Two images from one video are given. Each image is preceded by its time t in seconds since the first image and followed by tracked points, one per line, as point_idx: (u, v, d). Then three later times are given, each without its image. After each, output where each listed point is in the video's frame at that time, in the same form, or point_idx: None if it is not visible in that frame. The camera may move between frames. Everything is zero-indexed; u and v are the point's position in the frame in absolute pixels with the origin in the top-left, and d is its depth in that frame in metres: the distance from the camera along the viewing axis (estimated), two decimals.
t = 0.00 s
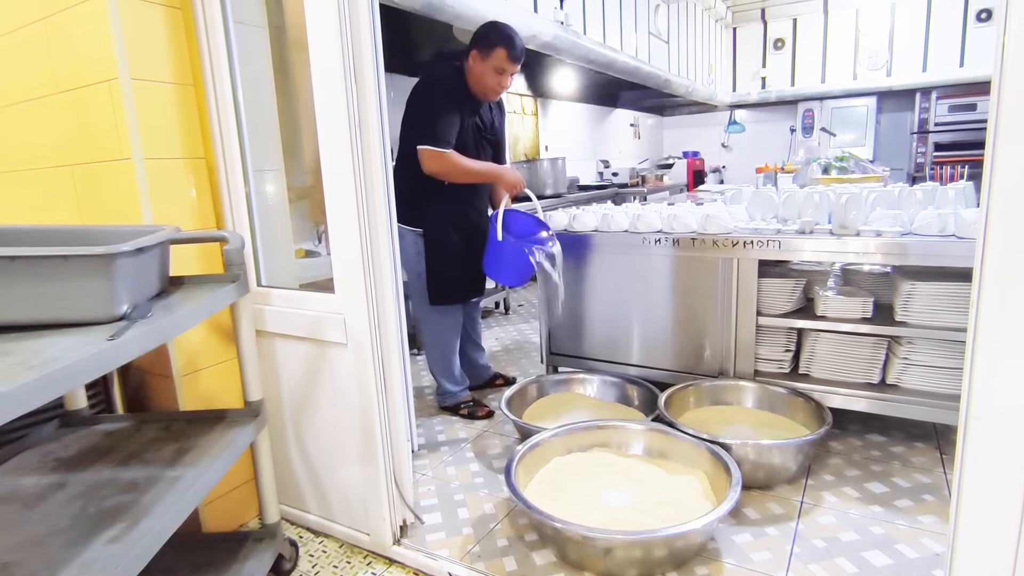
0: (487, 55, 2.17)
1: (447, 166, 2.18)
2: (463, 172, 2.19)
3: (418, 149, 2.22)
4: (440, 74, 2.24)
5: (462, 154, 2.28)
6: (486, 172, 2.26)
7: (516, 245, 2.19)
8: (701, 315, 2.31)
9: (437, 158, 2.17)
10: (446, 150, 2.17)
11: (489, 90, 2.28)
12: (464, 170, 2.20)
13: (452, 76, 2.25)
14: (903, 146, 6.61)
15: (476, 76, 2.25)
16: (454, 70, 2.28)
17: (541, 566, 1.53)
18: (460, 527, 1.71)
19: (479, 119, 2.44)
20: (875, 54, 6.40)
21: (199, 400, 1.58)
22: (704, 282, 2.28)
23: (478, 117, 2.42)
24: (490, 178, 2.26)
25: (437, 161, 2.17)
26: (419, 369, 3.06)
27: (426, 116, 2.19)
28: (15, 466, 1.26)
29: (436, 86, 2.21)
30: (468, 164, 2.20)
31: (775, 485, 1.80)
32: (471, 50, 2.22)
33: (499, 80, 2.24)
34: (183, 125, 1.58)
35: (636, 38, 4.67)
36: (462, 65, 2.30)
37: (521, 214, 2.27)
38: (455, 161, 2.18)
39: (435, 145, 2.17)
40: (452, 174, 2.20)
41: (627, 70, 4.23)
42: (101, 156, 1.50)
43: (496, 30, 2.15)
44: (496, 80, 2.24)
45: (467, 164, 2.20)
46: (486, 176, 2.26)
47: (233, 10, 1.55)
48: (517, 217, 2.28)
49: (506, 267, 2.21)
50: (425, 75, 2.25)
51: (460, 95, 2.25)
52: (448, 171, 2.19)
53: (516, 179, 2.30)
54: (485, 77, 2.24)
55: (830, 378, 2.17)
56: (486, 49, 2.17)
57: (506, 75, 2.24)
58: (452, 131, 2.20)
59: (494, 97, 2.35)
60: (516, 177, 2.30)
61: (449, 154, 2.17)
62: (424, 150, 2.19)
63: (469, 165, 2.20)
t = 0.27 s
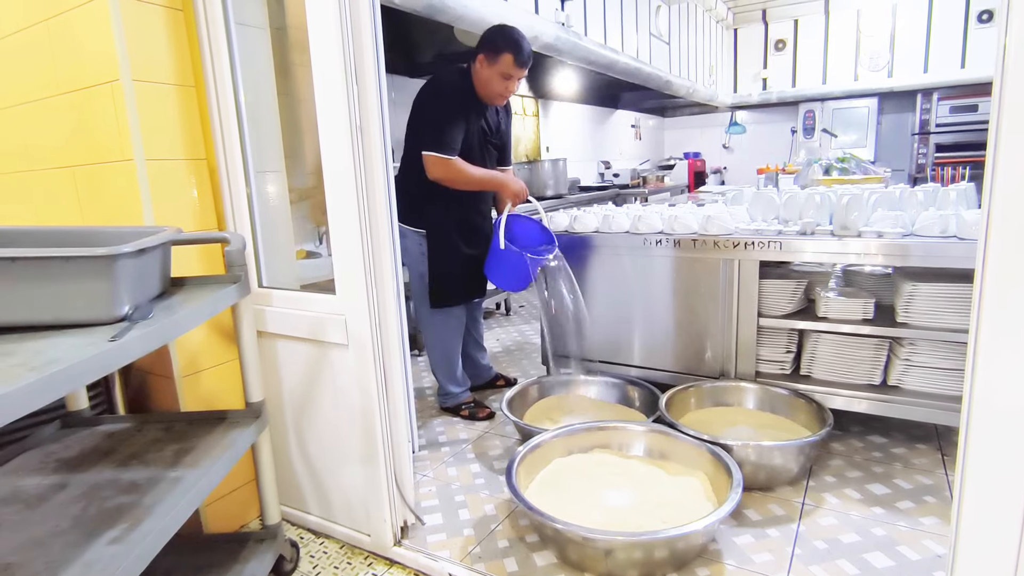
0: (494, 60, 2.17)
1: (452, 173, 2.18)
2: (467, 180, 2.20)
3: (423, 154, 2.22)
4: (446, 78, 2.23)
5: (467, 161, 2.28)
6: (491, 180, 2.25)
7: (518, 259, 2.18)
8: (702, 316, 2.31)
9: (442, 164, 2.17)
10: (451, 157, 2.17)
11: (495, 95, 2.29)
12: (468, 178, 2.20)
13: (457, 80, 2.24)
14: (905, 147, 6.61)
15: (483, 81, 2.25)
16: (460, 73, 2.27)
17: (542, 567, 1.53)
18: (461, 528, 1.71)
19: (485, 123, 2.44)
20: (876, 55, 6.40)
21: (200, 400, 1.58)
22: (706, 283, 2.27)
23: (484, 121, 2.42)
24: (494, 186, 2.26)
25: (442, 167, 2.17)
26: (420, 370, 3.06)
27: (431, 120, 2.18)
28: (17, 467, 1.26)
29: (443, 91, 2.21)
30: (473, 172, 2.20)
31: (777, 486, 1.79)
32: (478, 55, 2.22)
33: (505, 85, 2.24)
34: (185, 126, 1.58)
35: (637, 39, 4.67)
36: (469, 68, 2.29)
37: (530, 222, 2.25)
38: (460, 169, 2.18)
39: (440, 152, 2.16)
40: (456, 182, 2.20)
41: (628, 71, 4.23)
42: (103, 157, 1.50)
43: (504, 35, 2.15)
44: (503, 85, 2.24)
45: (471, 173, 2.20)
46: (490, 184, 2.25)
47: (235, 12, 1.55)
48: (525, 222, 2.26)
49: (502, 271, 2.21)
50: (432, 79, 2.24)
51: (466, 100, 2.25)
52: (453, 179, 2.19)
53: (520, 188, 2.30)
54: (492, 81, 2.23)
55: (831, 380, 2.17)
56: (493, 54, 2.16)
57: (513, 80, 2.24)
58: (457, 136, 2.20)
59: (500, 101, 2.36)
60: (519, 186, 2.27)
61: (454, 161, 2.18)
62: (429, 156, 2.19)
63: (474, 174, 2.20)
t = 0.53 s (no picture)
0: (497, 61, 2.17)
1: (456, 175, 2.18)
2: (470, 182, 2.19)
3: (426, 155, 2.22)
4: (449, 80, 2.24)
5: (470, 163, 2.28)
6: (493, 182, 2.25)
7: (521, 263, 2.17)
8: (702, 317, 2.31)
9: (445, 165, 2.16)
10: (455, 158, 2.17)
11: (498, 96, 2.29)
12: (471, 179, 2.19)
13: (460, 82, 2.24)
14: (905, 148, 6.62)
15: (486, 82, 2.25)
16: (463, 75, 2.27)
17: (542, 568, 1.53)
18: (462, 529, 1.71)
19: (487, 124, 2.44)
20: (876, 56, 6.40)
21: (200, 401, 1.58)
22: (706, 284, 2.27)
23: (487, 123, 2.43)
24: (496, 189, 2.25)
25: (445, 168, 2.17)
26: (420, 371, 3.06)
27: (435, 122, 2.18)
28: (18, 467, 1.26)
29: (447, 92, 2.21)
30: (476, 174, 2.20)
31: (777, 487, 1.79)
32: (480, 56, 2.22)
33: (508, 87, 2.25)
34: (186, 127, 1.59)
35: (637, 40, 4.68)
36: (471, 70, 2.30)
37: (531, 222, 2.29)
38: (465, 170, 2.18)
39: (443, 153, 2.16)
40: (459, 184, 2.20)
41: (629, 72, 4.24)
42: (104, 158, 1.50)
43: (507, 36, 2.15)
44: (506, 87, 2.25)
45: (474, 173, 2.20)
46: (492, 187, 2.25)
47: (236, 14, 1.55)
48: (526, 223, 2.31)
49: (501, 273, 2.20)
50: (435, 81, 2.24)
51: (469, 101, 2.25)
52: (455, 181, 2.19)
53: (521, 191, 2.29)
54: (495, 83, 2.23)
55: (831, 380, 2.17)
56: (496, 56, 2.17)
57: (515, 82, 2.24)
58: (460, 138, 2.20)
59: (503, 103, 2.36)
60: (520, 188, 2.26)
61: (458, 163, 2.18)
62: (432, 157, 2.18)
63: (477, 176, 2.20)
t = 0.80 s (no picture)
0: (496, 61, 2.17)
1: (457, 177, 2.18)
2: (471, 186, 2.20)
3: (426, 156, 2.22)
4: (449, 81, 2.24)
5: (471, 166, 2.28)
6: (494, 186, 2.25)
7: (521, 267, 2.16)
8: (702, 318, 2.31)
9: (446, 166, 2.17)
10: (455, 159, 2.17)
11: (498, 97, 2.29)
12: (471, 182, 2.19)
13: (460, 82, 2.24)
14: (905, 148, 6.62)
15: (486, 83, 2.26)
16: (462, 75, 2.28)
17: (542, 568, 1.53)
18: (462, 529, 1.71)
19: (487, 125, 2.44)
20: (876, 57, 6.40)
21: (201, 401, 1.58)
22: (706, 285, 2.28)
23: (487, 124, 2.43)
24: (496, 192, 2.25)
25: (445, 169, 2.17)
26: (420, 371, 3.07)
27: (435, 123, 2.19)
28: (19, 467, 1.26)
29: (447, 93, 2.22)
30: (477, 177, 2.20)
31: (777, 488, 1.80)
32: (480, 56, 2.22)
33: (508, 87, 2.25)
34: (186, 128, 1.59)
35: (637, 41, 4.68)
36: (471, 70, 2.30)
37: (531, 222, 2.29)
38: (466, 172, 2.18)
39: (443, 153, 2.16)
40: (459, 186, 2.20)
41: (629, 73, 4.24)
42: (105, 159, 1.51)
43: (506, 36, 2.15)
44: (505, 87, 2.25)
45: (476, 177, 2.20)
46: (492, 190, 2.25)
47: (236, 15, 1.56)
48: (527, 223, 2.31)
49: (501, 274, 2.19)
50: (435, 82, 2.25)
51: (470, 102, 2.25)
52: (456, 183, 2.19)
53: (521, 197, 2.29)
54: (494, 83, 2.24)
55: (831, 381, 2.17)
56: (495, 56, 2.17)
57: (515, 82, 2.24)
58: (460, 139, 2.20)
59: (503, 103, 2.36)
60: (521, 193, 2.26)
61: (459, 165, 2.18)
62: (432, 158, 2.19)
63: (478, 179, 2.21)
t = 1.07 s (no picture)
0: (493, 61, 2.17)
1: (456, 179, 2.18)
2: (471, 188, 2.20)
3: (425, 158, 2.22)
4: (447, 81, 2.24)
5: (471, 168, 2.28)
6: (493, 189, 2.25)
7: (520, 269, 2.16)
8: (701, 318, 2.32)
9: (445, 168, 2.17)
10: (454, 161, 2.18)
11: (495, 96, 2.29)
12: (472, 184, 2.20)
13: (457, 82, 2.24)
14: (904, 149, 6.63)
15: (483, 83, 2.26)
16: (460, 75, 2.28)
17: (542, 568, 1.53)
18: (461, 530, 1.71)
19: (486, 125, 2.44)
20: (875, 57, 6.41)
21: (200, 402, 1.59)
22: (705, 286, 2.28)
23: (485, 123, 2.43)
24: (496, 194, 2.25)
25: (445, 171, 2.18)
26: (419, 372, 3.07)
27: (434, 124, 2.19)
28: (19, 468, 1.26)
29: (445, 94, 2.22)
30: (477, 179, 2.21)
31: (776, 488, 1.80)
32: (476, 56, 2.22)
33: (505, 87, 2.25)
34: (186, 129, 1.59)
35: (637, 42, 4.68)
36: (468, 70, 2.30)
37: (531, 222, 2.31)
38: (467, 175, 2.19)
39: (442, 155, 2.17)
40: (458, 188, 2.20)
41: (628, 73, 4.25)
42: (104, 160, 1.51)
43: (502, 35, 2.15)
44: (502, 87, 2.25)
45: (477, 180, 2.21)
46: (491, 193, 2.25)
47: (236, 15, 1.56)
48: (528, 223, 2.32)
49: (501, 274, 2.21)
50: (433, 83, 2.25)
51: (468, 102, 2.25)
52: (456, 185, 2.19)
53: (521, 200, 2.29)
54: (491, 84, 2.24)
55: (830, 381, 2.18)
56: (491, 56, 2.17)
57: (512, 81, 2.24)
58: (459, 140, 2.20)
59: (501, 103, 2.36)
60: (520, 195, 2.26)
61: (458, 167, 2.19)
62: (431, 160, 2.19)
63: (479, 182, 2.21)
